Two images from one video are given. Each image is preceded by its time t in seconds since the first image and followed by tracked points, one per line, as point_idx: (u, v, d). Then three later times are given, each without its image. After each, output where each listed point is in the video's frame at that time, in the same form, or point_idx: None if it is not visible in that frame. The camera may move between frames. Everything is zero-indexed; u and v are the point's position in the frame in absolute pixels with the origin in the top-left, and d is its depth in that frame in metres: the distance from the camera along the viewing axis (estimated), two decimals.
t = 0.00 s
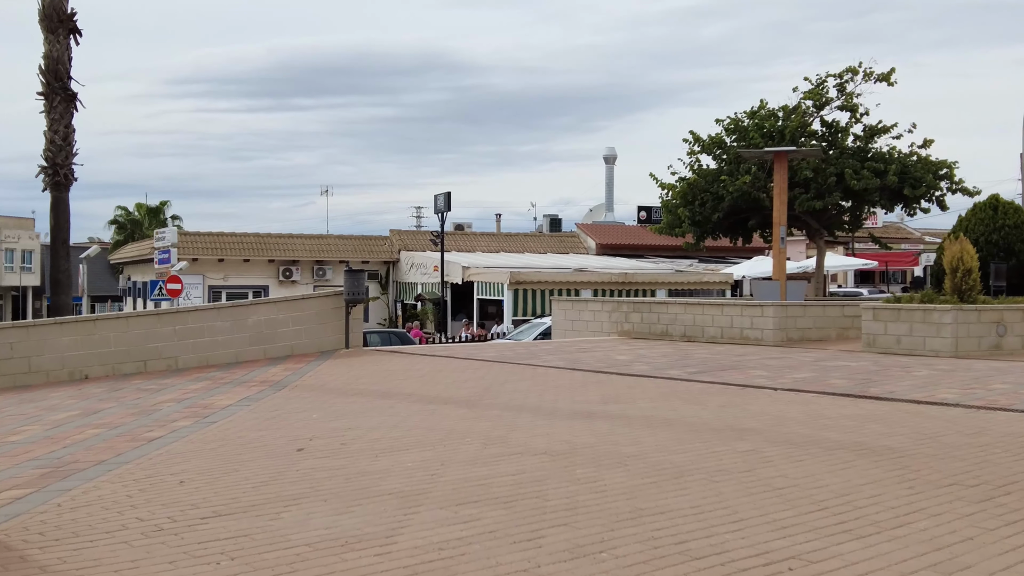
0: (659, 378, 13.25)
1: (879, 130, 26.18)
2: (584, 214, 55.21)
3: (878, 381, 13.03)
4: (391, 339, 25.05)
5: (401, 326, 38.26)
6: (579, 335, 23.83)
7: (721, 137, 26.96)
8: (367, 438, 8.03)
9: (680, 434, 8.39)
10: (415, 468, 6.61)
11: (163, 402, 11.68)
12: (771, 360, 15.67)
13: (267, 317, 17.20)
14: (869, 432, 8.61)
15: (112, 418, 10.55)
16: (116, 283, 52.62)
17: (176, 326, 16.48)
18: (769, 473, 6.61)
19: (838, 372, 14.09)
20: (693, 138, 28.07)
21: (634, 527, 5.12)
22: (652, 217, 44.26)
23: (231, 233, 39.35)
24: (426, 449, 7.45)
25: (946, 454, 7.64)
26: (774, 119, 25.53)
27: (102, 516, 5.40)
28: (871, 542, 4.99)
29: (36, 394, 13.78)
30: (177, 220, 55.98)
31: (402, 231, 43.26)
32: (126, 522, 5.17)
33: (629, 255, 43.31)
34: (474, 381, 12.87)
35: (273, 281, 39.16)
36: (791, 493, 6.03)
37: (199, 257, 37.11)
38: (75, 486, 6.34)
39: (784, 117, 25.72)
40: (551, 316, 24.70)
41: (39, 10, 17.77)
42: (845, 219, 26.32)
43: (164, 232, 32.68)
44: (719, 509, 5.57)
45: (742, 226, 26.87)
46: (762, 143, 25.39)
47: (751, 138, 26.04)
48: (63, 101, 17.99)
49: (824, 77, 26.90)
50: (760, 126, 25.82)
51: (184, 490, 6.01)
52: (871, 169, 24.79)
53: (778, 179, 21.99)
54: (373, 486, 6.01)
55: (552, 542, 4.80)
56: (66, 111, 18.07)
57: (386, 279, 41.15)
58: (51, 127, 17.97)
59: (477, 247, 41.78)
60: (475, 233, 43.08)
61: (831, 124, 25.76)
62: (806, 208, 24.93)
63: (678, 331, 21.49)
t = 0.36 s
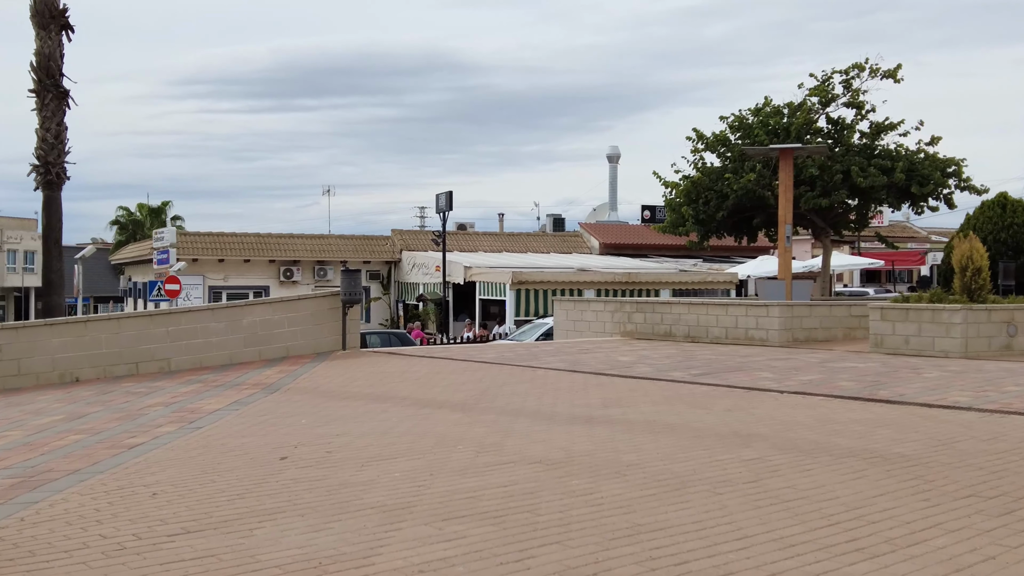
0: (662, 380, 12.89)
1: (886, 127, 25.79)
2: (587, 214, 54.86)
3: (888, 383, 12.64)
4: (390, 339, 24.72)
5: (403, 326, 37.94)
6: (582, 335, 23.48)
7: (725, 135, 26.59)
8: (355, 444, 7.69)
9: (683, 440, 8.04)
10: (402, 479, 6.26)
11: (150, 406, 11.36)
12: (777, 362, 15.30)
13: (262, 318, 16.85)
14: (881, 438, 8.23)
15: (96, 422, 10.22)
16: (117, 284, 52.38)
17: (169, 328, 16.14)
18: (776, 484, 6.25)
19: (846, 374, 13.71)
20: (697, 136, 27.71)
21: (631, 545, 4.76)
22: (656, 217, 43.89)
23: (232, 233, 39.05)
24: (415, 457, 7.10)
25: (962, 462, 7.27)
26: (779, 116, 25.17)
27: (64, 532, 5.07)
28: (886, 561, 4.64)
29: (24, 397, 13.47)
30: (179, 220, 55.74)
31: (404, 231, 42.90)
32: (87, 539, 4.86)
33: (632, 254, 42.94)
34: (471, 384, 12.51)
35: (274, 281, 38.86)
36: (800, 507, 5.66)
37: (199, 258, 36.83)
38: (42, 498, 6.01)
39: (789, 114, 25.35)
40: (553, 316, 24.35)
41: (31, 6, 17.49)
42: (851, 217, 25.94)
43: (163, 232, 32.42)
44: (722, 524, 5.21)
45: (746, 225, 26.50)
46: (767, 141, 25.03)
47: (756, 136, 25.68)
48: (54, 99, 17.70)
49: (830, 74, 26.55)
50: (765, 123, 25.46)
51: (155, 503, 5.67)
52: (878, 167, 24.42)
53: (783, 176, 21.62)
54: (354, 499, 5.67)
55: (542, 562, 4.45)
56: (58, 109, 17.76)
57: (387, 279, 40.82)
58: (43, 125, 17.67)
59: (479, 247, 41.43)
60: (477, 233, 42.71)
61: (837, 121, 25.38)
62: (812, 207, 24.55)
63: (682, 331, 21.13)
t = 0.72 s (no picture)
0: (677, 383, 12.56)
1: (906, 125, 25.37)
2: (603, 214, 54.48)
3: (910, 387, 12.27)
4: (403, 340, 24.51)
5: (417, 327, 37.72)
6: (597, 337, 23.17)
7: (742, 133, 26.24)
8: (357, 451, 7.42)
9: (698, 448, 7.72)
10: (402, 489, 5.99)
11: (154, 410, 11.14)
12: (795, 364, 14.94)
13: (271, 319, 16.64)
14: (906, 446, 7.89)
15: (97, 427, 10.01)
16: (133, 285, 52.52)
17: (176, 330, 15.97)
18: (794, 496, 5.93)
19: (867, 377, 13.33)
20: (713, 134, 27.35)
21: (640, 565, 4.46)
22: (672, 216, 43.50)
23: (246, 233, 38.99)
24: (418, 466, 6.83)
25: (990, 471, 6.92)
26: (797, 114, 24.79)
27: (44, 547, 4.83)
28: None
29: (31, 401, 13.31)
30: (196, 222, 55.78)
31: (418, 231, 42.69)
32: (66, 556, 4.61)
33: (648, 254, 42.58)
34: (481, 387, 12.23)
35: (288, 282, 38.75)
36: (820, 522, 5.34)
37: (213, 258, 36.77)
38: (27, 509, 5.78)
39: (807, 112, 24.97)
40: (567, 317, 24.04)
41: (37, 5, 17.47)
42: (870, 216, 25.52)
43: (177, 234, 32.37)
44: (738, 542, 4.90)
45: (764, 224, 26.11)
46: (785, 139, 24.65)
47: (773, 134, 25.30)
48: (62, 99, 17.65)
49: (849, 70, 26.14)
50: (782, 121, 25.08)
51: (142, 515, 5.43)
52: (898, 165, 24.00)
53: (801, 175, 21.24)
54: (350, 511, 5.39)
55: None
56: (66, 108, 17.72)
57: (402, 279, 40.62)
58: (51, 125, 17.63)
59: (494, 247, 41.17)
60: (492, 233, 42.46)
61: (856, 118, 24.97)
62: (831, 206, 24.16)
63: (698, 332, 20.78)
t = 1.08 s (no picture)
0: (693, 390, 12.19)
1: (928, 125, 24.89)
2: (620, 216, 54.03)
3: (935, 394, 11.85)
4: (416, 344, 24.20)
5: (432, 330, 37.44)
6: (612, 341, 22.80)
7: (761, 134, 25.82)
8: (357, 462, 7.11)
9: (713, 460, 7.37)
10: (398, 505, 5.66)
11: (155, 416, 10.88)
12: (815, 370, 14.54)
13: (280, 323, 16.36)
14: (932, 458, 7.50)
15: (95, 435, 9.75)
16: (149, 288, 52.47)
17: (184, 333, 15.73)
18: (815, 515, 5.57)
19: (890, 384, 12.91)
20: (731, 135, 26.95)
21: None
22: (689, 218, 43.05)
23: (261, 236, 38.85)
24: (419, 479, 6.51)
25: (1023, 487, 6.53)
26: (817, 114, 24.35)
27: (15, 568, 4.53)
28: None
29: (35, 405, 13.11)
30: (213, 225, 55.74)
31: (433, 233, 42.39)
32: None
33: (666, 257, 42.14)
34: (491, 394, 11.91)
35: (303, 284, 38.56)
36: (842, 544, 4.98)
37: (228, 261, 36.65)
38: (7, 525, 5.50)
39: (827, 112, 24.52)
40: (583, 321, 23.67)
41: (46, 5, 17.29)
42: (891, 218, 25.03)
43: (191, 236, 32.31)
44: (754, 567, 4.55)
45: (783, 226, 25.67)
46: (805, 139, 24.21)
47: (792, 134, 24.87)
48: (71, 100, 17.49)
49: (869, 70, 25.69)
50: (802, 121, 24.65)
51: (123, 533, 5.15)
52: (920, 166, 23.53)
53: (821, 176, 20.81)
54: (341, 530, 5.08)
55: None
56: (74, 109, 17.56)
57: (417, 282, 40.32)
58: (58, 126, 17.45)
59: (510, 250, 40.83)
60: (507, 235, 42.13)
61: (877, 118, 24.50)
62: (851, 207, 23.69)
63: (716, 336, 20.38)
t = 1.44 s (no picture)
0: (693, 394, 11.88)
1: (932, 123, 24.58)
2: (621, 216, 53.75)
3: (941, 398, 11.53)
4: (413, 346, 23.92)
5: (431, 331, 37.15)
6: (611, 343, 22.49)
7: (763, 133, 25.52)
8: (339, 471, 6.82)
9: (711, 469, 7.06)
10: (377, 518, 5.37)
11: (139, 421, 10.59)
12: (817, 372, 14.23)
13: (272, 325, 16.06)
14: (941, 467, 7.18)
15: (75, 440, 9.47)
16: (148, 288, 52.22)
17: (174, 336, 15.44)
18: (817, 529, 5.26)
19: (894, 387, 12.59)
20: (733, 134, 26.66)
21: None
22: (690, 218, 42.77)
23: (259, 237, 38.58)
24: (402, 490, 6.23)
25: None
26: (819, 113, 24.06)
27: None
28: None
29: (19, 409, 12.83)
30: (213, 225, 55.53)
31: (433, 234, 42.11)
32: None
33: (667, 257, 41.84)
34: (485, 398, 11.60)
35: (301, 285, 38.29)
36: (846, 562, 4.68)
37: (225, 262, 36.41)
38: None
39: (830, 111, 24.22)
40: (582, 322, 23.37)
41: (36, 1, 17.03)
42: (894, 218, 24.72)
43: (188, 236, 32.06)
44: None
45: (785, 226, 25.36)
46: (807, 138, 23.91)
47: (794, 133, 24.58)
48: (61, 98, 17.21)
49: (873, 68, 25.40)
50: (804, 120, 24.36)
51: (82, 550, 4.85)
52: (924, 165, 23.21)
53: (823, 176, 20.52)
54: (314, 547, 4.79)
55: None
56: (64, 108, 17.28)
57: (416, 283, 40.03)
58: (49, 124, 17.18)
59: (509, 251, 40.55)
60: (507, 236, 41.84)
61: (881, 117, 24.20)
62: (854, 207, 23.38)
63: (716, 338, 20.08)
